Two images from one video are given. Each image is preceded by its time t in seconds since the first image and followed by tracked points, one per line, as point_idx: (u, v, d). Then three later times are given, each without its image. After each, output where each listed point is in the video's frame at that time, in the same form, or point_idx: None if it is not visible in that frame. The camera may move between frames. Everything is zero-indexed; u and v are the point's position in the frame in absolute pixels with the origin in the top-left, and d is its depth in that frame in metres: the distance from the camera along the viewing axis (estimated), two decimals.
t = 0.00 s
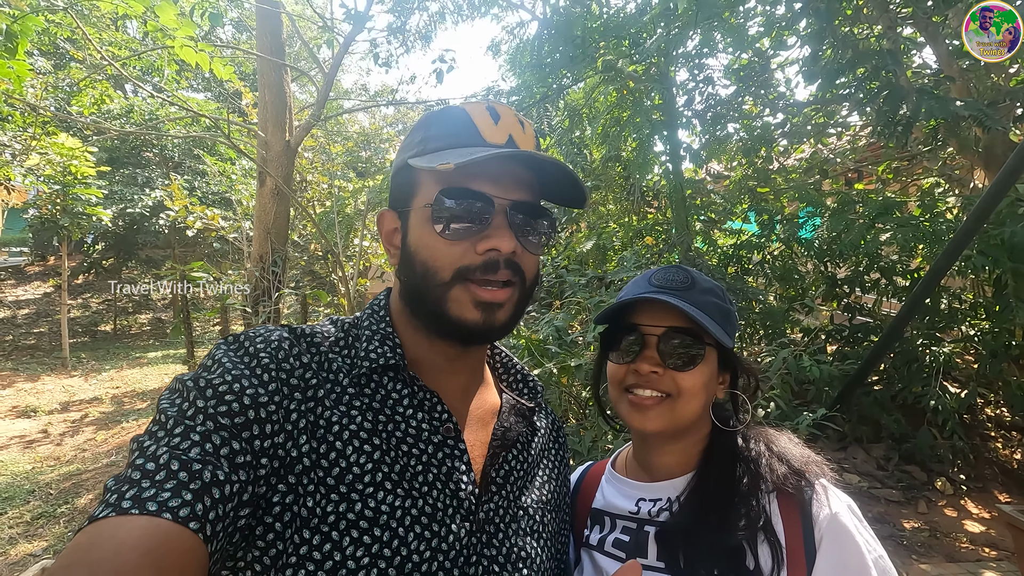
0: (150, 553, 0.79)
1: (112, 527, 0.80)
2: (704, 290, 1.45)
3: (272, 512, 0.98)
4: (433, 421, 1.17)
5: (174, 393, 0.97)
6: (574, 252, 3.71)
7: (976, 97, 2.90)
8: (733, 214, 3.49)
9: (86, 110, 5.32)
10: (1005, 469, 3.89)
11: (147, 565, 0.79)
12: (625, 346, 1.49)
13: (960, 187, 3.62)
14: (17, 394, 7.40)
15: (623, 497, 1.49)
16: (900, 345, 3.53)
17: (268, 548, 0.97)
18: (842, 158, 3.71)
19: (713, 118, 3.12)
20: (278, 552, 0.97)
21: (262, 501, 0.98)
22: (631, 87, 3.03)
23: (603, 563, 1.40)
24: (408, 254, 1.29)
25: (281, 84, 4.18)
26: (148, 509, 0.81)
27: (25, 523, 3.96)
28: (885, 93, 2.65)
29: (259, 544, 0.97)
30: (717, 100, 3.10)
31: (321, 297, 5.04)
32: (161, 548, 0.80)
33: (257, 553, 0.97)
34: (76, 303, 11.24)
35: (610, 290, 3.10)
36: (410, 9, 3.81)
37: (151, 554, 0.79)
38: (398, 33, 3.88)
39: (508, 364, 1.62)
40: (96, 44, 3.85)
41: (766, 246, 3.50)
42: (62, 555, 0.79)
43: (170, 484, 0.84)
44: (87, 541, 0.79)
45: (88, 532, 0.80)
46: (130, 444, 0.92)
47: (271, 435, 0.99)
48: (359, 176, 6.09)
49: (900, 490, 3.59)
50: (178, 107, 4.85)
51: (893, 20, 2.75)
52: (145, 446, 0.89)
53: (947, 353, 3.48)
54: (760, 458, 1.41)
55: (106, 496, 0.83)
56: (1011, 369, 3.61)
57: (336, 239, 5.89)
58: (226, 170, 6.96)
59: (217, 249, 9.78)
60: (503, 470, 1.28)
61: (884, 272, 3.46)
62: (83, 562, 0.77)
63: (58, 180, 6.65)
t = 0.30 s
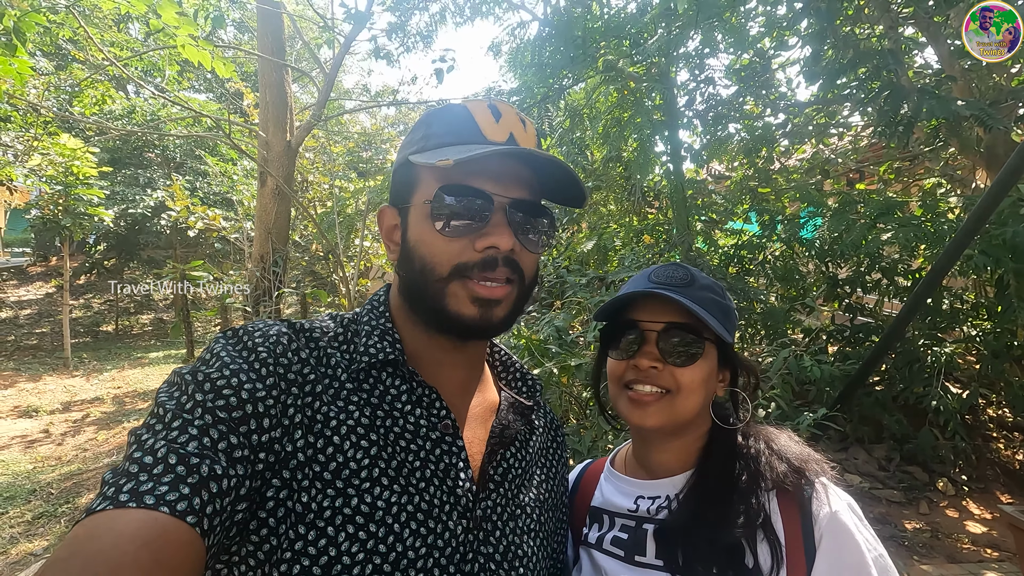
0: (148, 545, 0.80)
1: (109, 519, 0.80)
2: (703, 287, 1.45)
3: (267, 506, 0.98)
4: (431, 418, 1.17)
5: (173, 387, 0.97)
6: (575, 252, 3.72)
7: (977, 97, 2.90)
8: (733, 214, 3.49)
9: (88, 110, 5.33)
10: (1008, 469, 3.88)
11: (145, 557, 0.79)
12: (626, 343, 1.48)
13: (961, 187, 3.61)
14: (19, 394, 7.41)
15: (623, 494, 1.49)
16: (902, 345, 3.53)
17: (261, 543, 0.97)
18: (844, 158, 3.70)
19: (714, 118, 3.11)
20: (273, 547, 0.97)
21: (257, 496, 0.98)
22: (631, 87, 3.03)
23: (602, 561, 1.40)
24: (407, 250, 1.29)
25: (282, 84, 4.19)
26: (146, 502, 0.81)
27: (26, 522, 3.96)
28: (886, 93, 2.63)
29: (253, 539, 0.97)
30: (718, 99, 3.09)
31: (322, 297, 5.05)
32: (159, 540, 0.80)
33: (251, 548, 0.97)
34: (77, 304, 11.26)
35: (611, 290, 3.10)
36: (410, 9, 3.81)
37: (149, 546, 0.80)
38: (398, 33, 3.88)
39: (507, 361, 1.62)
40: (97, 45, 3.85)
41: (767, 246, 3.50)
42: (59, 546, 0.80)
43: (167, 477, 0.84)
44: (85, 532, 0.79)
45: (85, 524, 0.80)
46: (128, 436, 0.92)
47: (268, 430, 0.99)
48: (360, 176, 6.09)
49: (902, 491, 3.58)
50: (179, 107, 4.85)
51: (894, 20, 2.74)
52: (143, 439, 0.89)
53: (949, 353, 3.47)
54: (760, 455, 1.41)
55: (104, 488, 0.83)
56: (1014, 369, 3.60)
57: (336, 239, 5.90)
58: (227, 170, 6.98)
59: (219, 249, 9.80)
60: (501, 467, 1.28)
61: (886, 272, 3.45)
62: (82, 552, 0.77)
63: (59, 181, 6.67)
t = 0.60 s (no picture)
0: (147, 547, 0.79)
1: (110, 522, 0.79)
2: (709, 291, 1.45)
3: (266, 510, 0.98)
4: (432, 422, 1.16)
5: (174, 390, 0.96)
6: (575, 253, 3.72)
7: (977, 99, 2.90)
8: (733, 215, 3.49)
9: (87, 111, 5.33)
10: (1007, 470, 3.88)
11: (145, 559, 0.78)
12: (630, 347, 1.48)
13: (961, 188, 3.60)
14: (18, 396, 7.40)
15: (626, 497, 1.48)
16: (901, 346, 3.53)
17: (261, 547, 0.97)
18: (844, 159, 3.70)
19: (714, 119, 3.11)
20: (272, 551, 0.97)
21: (257, 499, 0.97)
22: (631, 88, 3.02)
23: (605, 564, 1.39)
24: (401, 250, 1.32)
25: (282, 85, 4.20)
26: (146, 505, 0.81)
27: (25, 524, 3.95)
28: (886, 94, 2.63)
29: (253, 542, 0.97)
30: (717, 100, 3.09)
31: (321, 298, 5.05)
32: (159, 542, 0.80)
33: (251, 552, 0.96)
34: (77, 305, 11.25)
35: (610, 292, 3.09)
36: (410, 10, 3.81)
37: (149, 549, 0.79)
38: (397, 33, 3.88)
39: (509, 366, 1.61)
40: (96, 46, 3.84)
41: (767, 247, 3.49)
42: (59, 549, 0.79)
43: (168, 481, 0.83)
44: (86, 534, 0.79)
45: (86, 527, 0.80)
46: (129, 439, 0.91)
47: (269, 433, 0.98)
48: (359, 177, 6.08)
49: (902, 492, 3.57)
50: (178, 108, 4.85)
51: (894, 21, 2.74)
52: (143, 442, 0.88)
53: (949, 355, 3.48)
54: (765, 460, 1.40)
55: (104, 491, 0.83)
56: (1014, 370, 3.60)
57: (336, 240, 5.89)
58: (227, 171, 6.98)
59: (218, 249, 9.81)
60: (502, 472, 1.27)
61: (886, 273, 3.44)
62: (82, 555, 0.77)
63: (58, 182, 6.66)
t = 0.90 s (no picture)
0: (148, 550, 0.79)
1: (113, 524, 0.79)
2: (709, 294, 1.46)
3: (268, 514, 0.97)
4: (433, 426, 1.16)
5: (177, 392, 0.96)
6: (574, 254, 3.72)
7: (977, 100, 2.90)
8: (733, 217, 3.49)
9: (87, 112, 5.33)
10: (1008, 472, 3.88)
11: (146, 561, 0.78)
12: (630, 351, 1.48)
13: (961, 190, 3.59)
14: (17, 397, 7.39)
15: (628, 501, 1.48)
16: (902, 347, 3.52)
17: (263, 551, 0.96)
18: (843, 161, 3.69)
19: (714, 121, 3.11)
20: (274, 555, 0.96)
21: (259, 503, 0.97)
22: (630, 90, 3.02)
23: (607, 569, 1.39)
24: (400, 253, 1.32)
25: (282, 87, 4.20)
26: (149, 508, 0.80)
27: (23, 526, 3.94)
28: (886, 96, 2.63)
29: (254, 546, 0.96)
30: (717, 102, 3.09)
31: (320, 300, 5.04)
32: (161, 546, 0.80)
33: (252, 555, 0.96)
34: (76, 306, 11.24)
35: (611, 293, 3.09)
36: (410, 11, 3.81)
37: (151, 552, 0.79)
38: (396, 34, 3.87)
39: (512, 370, 1.61)
40: (96, 47, 3.84)
41: (767, 249, 3.49)
42: (61, 550, 0.79)
43: (171, 483, 0.83)
44: (88, 536, 0.79)
45: (88, 529, 0.79)
46: (131, 441, 0.91)
47: (272, 437, 0.98)
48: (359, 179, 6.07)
49: (903, 494, 3.56)
50: (178, 109, 4.85)
51: (894, 22, 2.74)
52: (146, 444, 0.88)
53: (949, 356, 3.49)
54: (768, 464, 1.40)
55: (107, 494, 0.82)
56: (1014, 372, 3.59)
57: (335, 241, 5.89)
58: (227, 173, 6.98)
59: (218, 251, 9.81)
60: (504, 476, 1.27)
61: (886, 275, 3.44)
62: (85, 556, 0.77)
63: (58, 183, 6.66)
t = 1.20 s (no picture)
0: (145, 556, 0.78)
1: (109, 529, 0.79)
2: (707, 296, 1.45)
3: (266, 518, 0.97)
4: (431, 430, 1.15)
5: (175, 395, 0.96)
6: (574, 257, 3.71)
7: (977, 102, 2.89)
8: (732, 219, 3.48)
9: (86, 114, 5.32)
10: (1008, 475, 3.87)
11: (143, 566, 0.78)
12: (627, 356, 1.47)
13: (960, 192, 3.58)
14: (15, 400, 7.37)
15: (628, 508, 1.47)
16: (901, 350, 3.52)
17: (260, 555, 0.96)
18: (842, 163, 3.70)
19: (712, 123, 3.11)
20: (271, 560, 0.96)
21: (256, 507, 0.96)
22: (629, 92, 3.03)
23: None
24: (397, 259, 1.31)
25: (282, 89, 4.19)
26: (145, 512, 0.80)
27: (20, 529, 3.92)
28: (885, 99, 2.61)
29: (252, 551, 0.96)
30: (716, 105, 3.09)
31: (319, 302, 5.03)
32: (157, 550, 0.79)
33: (249, 560, 0.95)
34: (75, 308, 11.22)
35: (610, 296, 3.09)
36: (409, 14, 3.81)
37: (146, 557, 0.78)
38: (395, 36, 3.87)
39: (511, 375, 1.61)
40: (95, 48, 3.83)
41: (767, 251, 3.48)
42: (57, 555, 0.78)
43: (167, 487, 0.82)
44: (84, 540, 0.78)
45: (84, 533, 0.79)
46: (129, 445, 0.90)
47: (269, 441, 0.97)
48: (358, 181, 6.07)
49: (903, 497, 3.56)
50: (178, 111, 4.84)
51: (893, 25, 2.73)
52: (143, 448, 0.88)
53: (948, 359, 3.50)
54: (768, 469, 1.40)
55: (103, 497, 0.82)
56: (1014, 374, 3.59)
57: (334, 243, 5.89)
58: (226, 175, 6.98)
59: (217, 253, 9.80)
60: (503, 481, 1.27)
61: (885, 277, 3.42)
62: (80, 561, 0.76)
63: (57, 185, 6.66)
